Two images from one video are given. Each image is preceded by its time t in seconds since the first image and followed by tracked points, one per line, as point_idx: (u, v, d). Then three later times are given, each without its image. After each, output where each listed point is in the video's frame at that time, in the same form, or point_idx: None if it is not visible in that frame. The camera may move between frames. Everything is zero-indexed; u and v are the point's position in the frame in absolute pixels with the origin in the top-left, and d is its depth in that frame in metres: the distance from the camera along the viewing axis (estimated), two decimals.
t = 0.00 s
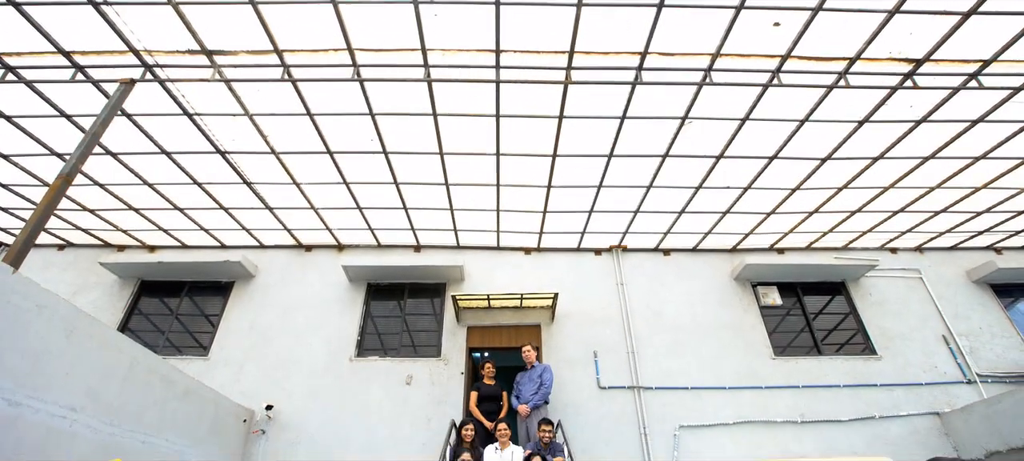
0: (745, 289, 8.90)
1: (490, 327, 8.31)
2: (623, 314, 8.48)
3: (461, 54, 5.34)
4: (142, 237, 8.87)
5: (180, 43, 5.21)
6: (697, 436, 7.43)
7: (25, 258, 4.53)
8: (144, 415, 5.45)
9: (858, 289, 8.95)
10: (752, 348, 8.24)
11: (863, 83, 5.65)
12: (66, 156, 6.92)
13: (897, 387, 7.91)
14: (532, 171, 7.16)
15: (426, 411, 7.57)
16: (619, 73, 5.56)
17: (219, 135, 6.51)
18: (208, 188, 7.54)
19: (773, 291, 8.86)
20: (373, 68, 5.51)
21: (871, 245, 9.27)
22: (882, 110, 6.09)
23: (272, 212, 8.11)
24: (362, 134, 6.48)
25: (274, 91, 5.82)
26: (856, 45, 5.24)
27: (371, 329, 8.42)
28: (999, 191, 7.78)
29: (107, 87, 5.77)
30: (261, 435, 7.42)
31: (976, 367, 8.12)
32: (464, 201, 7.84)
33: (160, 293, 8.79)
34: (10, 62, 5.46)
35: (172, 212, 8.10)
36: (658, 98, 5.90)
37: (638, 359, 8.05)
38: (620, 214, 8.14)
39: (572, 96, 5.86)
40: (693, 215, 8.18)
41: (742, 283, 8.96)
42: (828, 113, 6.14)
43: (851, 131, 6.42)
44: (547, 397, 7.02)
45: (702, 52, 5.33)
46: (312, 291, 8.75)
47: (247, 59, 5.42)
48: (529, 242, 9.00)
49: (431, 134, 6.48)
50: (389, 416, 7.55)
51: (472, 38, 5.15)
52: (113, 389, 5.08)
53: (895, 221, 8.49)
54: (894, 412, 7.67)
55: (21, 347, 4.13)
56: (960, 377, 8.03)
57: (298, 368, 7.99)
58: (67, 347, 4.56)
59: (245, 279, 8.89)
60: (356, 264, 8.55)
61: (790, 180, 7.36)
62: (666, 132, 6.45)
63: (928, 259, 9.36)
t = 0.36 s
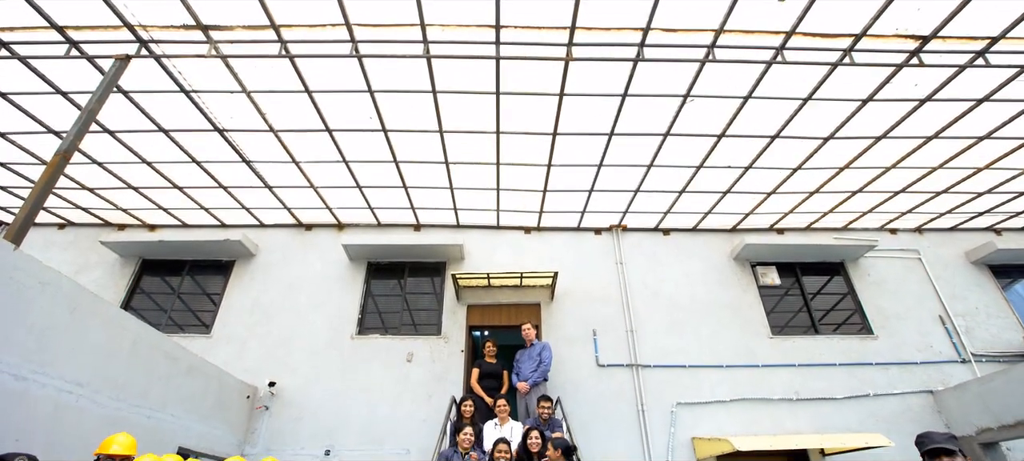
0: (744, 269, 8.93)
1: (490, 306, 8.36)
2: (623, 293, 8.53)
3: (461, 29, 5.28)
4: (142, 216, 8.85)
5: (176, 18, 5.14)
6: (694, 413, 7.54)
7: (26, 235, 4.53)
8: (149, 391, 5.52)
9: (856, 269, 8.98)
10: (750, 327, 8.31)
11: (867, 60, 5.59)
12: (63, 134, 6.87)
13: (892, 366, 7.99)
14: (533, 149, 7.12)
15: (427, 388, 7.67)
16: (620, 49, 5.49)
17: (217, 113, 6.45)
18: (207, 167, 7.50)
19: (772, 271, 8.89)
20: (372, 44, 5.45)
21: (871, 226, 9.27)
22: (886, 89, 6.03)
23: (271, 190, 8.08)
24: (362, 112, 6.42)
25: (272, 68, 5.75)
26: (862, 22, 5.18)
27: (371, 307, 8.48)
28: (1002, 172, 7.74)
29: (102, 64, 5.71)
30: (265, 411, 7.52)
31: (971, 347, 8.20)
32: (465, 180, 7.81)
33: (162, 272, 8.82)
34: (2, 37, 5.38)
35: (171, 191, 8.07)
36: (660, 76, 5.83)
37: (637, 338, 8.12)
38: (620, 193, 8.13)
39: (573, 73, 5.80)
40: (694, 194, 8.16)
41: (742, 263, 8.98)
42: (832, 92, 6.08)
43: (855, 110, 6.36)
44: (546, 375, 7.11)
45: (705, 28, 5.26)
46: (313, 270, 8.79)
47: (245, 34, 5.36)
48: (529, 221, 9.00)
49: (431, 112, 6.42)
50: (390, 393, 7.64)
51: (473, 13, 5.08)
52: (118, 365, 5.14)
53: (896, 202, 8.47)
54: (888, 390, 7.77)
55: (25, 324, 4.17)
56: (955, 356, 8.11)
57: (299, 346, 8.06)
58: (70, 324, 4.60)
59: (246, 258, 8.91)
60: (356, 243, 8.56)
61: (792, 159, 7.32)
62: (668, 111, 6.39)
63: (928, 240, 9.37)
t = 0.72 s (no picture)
0: (742, 247, 8.96)
1: (489, 283, 8.40)
2: (621, 270, 8.57)
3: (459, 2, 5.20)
4: (140, 193, 8.82)
5: None
6: (690, 388, 7.64)
7: (24, 209, 4.52)
8: (153, 366, 5.59)
9: (854, 248, 9.01)
10: (747, 304, 8.37)
11: (872, 35, 5.53)
12: (57, 110, 6.80)
13: (887, 343, 8.08)
14: (533, 126, 7.06)
15: (426, 364, 7.75)
16: (621, 23, 5.42)
17: (213, 88, 6.38)
18: (204, 144, 7.43)
19: (770, 250, 8.92)
20: (369, 17, 5.37)
21: (870, 204, 9.26)
22: (891, 65, 5.96)
23: (269, 168, 8.03)
24: (360, 87, 6.35)
25: (267, 42, 5.67)
26: None
27: (371, 284, 8.52)
28: (1004, 151, 7.70)
29: (93, 37, 5.62)
30: (267, 386, 7.61)
31: (965, 325, 8.28)
32: (464, 157, 7.76)
33: (161, 250, 8.83)
34: None
35: (168, 168, 8.02)
36: (661, 51, 5.77)
37: (634, 315, 8.19)
38: (620, 171, 8.09)
39: (573, 48, 5.73)
40: (694, 172, 8.12)
41: (740, 241, 9.00)
42: (835, 68, 6.01)
43: (858, 87, 6.30)
44: (545, 350, 7.18)
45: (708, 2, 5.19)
46: (312, 247, 8.80)
47: (240, 7, 5.27)
48: (529, 199, 8.98)
49: (429, 87, 6.35)
50: (390, 368, 7.73)
51: None
52: (121, 341, 5.18)
53: (896, 180, 8.45)
54: (882, 367, 7.86)
55: (26, 299, 4.19)
56: (949, 334, 8.19)
57: (299, 323, 8.12)
58: (72, 299, 4.62)
59: (245, 236, 8.91)
60: (355, 220, 8.56)
61: (793, 137, 7.27)
62: (669, 87, 6.32)
63: (926, 219, 9.38)
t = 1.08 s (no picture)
0: (742, 227, 8.96)
1: (489, 262, 8.43)
2: (621, 249, 8.58)
3: None
4: (139, 172, 8.79)
5: None
6: (687, 366, 7.72)
7: (25, 186, 4.51)
8: (157, 344, 5.65)
9: (855, 228, 9.01)
10: (746, 284, 8.41)
11: (878, 11, 5.46)
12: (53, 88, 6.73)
13: (884, 322, 8.14)
14: (533, 104, 6.99)
15: (427, 342, 7.83)
16: None
17: (210, 65, 6.31)
18: (202, 122, 7.38)
19: (770, 230, 8.92)
20: None
21: (871, 184, 9.23)
22: (897, 42, 5.88)
23: (268, 146, 7.99)
24: (358, 64, 6.28)
25: (265, 17, 5.59)
26: None
27: (372, 263, 8.56)
28: (1009, 130, 7.63)
29: (88, 13, 5.54)
30: (270, 363, 7.70)
31: (963, 304, 8.33)
32: (464, 135, 7.71)
33: (162, 229, 8.84)
34: None
35: (167, 147, 7.97)
36: (663, 27, 5.70)
37: (633, 293, 8.24)
38: (621, 150, 8.04)
39: (575, 24, 5.66)
40: (695, 151, 8.07)
41: (740, 221, 9.00)
42: (840, 45, 5.93)
43: (863, 65, 6.23)
44: (546, 329, 7.24)
45: None
46: (313, 226, 8.81)
47: None
48: (529, 178, 8.96)
49: (429, 64, 6.28)
50: (391, 346, 7.81)
51: None
52: (125, 318, 5.24)
53: (899, 160, 8.40)
54: (879, 346, 7.93)
55: (29, 276, 4.22)
56: (946, 313, 8.25)
57: (301, 301, 8.18)
58: (75, 277, 4.65)
59: (246, 215, 8.92)
60: (355, 199, 8.55)
61: (796, 116, 7.21)
62: (671, 64, 6.25)
63: (928, 199, 9.36)
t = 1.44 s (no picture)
0: (743, 207, 8.95)
1: (489, 241, 8.45)
2: (622, 228, 8.59)
3: None
4: (138, 150, 8.75)
5: None
6: (685, 344, 7.80)
7: (24, 162, 4.48)
8: (162, 321, 5.71)
9: (856, 208, 8.99)
10: (745, 263, 8.43)
11: None
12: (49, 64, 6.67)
13: (882, 302, 8.19)
14: (534, 81, 6.93)
15: (428, 320, 7.90)
16: None
17: (207, 41, 6.24)
18: (201, 99, 7.32)
19: (771, 210, 8.92)
20: None
21: (874, 164, 9.19)
22: (904, 19, 5.80)
23: (268, 124, 7.94)
24: (358, 40, 6.21)
25: None
26: None
27: (373, 242, 8.58)
28: (1015, 110, 7.56)
29: None
30: (273, 340, 7.79)
31: (960, 285, 8.37)
32: (464, 112, 7.64)
33: (163, 208, 8.85)
34: None
35: (165, 124, 7.92)
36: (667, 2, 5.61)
37: (633, 272, 8.27)
38: (623, 128, 7.99)
39: None
40: (698, 130, 8.02)
41: (741, 201, 8.98)
42: (846, 21, 5.84)
43: (869, 42, 6.15)
44: (546, 307, 7.30)
45: None
46: (313, 204, 8.81)
47: None
48: (530, 157, 8.92)
49: (429, 40, 6.20)
50: (392, 324, 7.89)
51: None
52: (129, 295, 5.28)
53: (902, 140, 8.34)
54: (876, 325, 8.00)
55: (31, 252, 4.24)
56: (943, 293, 8.30)
57: (302, 279, 8.23)
58: (77, 254, 4.67)
59: (246, 193, 8.91)
60: (356, 178, 8.53)
61: (800, 94, 7.14)
62: (674, 41, 6.17)
63: (930, 179, 9.32)
